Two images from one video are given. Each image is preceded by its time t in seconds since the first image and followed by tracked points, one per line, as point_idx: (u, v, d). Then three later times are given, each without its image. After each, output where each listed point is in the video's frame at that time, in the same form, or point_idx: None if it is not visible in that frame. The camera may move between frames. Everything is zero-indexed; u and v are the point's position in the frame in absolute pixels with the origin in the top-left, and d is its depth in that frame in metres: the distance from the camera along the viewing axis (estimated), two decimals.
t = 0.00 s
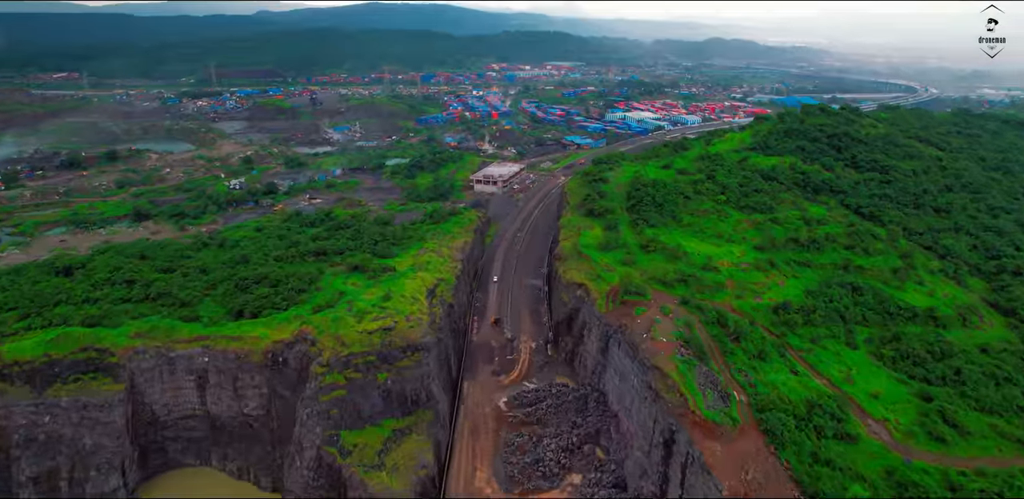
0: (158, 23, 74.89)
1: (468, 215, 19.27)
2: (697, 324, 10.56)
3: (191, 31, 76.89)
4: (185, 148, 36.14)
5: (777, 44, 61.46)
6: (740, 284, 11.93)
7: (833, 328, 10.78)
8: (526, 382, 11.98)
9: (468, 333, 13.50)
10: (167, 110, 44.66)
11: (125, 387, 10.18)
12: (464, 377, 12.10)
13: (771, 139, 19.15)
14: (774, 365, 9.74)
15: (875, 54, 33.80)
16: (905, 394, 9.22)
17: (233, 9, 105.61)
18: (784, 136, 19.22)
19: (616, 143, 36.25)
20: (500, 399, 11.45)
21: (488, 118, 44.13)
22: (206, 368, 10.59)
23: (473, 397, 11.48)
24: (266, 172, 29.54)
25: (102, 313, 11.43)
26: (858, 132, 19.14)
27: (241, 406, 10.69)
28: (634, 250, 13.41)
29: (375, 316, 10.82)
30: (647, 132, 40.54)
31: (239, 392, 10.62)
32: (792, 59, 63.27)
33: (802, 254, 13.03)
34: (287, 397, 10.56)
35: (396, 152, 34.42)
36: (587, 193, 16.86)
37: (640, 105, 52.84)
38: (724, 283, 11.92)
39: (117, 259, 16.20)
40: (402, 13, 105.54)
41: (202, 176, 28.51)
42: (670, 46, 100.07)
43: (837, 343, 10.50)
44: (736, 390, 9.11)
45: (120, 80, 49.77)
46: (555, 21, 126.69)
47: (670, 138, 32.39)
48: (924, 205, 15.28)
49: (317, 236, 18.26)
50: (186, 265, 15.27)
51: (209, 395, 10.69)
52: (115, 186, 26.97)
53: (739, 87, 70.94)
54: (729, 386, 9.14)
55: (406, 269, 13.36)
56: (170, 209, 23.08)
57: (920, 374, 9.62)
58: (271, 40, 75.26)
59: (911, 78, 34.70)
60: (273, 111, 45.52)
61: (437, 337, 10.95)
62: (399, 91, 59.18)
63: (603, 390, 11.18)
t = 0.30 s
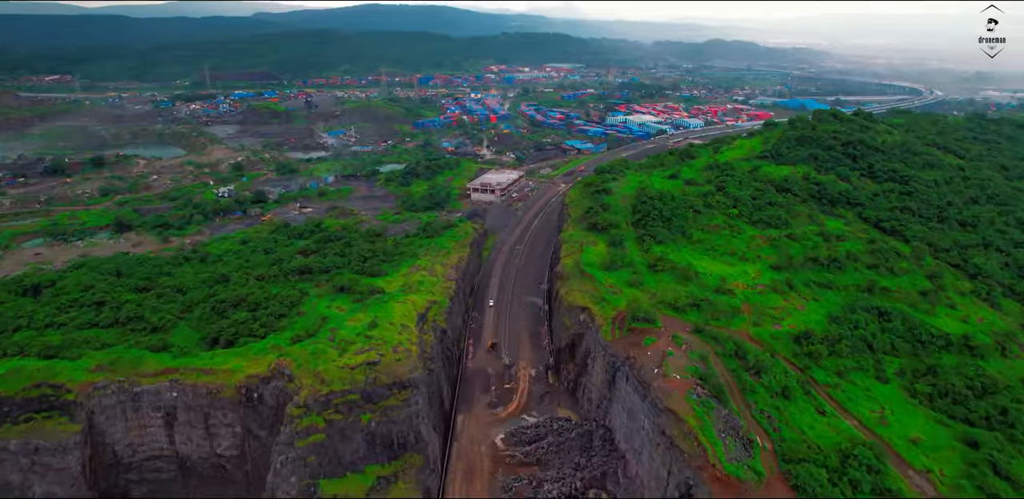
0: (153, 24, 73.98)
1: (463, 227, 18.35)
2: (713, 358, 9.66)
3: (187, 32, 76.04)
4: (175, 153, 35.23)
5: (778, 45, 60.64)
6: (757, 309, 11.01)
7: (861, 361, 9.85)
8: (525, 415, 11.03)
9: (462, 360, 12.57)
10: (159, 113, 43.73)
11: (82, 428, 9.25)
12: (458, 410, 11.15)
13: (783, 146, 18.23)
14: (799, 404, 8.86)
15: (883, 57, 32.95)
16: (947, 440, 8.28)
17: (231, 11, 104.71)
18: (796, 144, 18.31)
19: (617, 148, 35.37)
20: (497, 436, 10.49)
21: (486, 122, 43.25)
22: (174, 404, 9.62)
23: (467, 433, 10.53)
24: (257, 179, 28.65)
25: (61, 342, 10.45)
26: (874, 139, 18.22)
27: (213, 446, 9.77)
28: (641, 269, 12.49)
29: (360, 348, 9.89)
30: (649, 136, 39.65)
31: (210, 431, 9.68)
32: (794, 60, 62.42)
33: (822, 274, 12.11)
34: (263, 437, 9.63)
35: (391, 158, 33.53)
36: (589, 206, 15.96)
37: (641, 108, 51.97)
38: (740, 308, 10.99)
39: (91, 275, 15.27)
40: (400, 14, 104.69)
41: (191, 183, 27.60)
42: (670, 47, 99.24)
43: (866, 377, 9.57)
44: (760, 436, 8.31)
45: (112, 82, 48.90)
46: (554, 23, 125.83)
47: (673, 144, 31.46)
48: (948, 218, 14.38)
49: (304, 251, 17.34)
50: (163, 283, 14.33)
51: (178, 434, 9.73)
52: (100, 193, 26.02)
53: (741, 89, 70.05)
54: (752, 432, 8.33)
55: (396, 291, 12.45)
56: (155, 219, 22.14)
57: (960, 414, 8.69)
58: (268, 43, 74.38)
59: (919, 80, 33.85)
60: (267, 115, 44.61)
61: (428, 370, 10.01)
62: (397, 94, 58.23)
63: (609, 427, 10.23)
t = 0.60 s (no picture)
0: (146, 24, 72.88)
1: (458, 239, 17.40)
2: (731, 397, 8.74)
3: (181, 33, 74.95)
4: (163, 159, 34.21)
5: (779, 45, 59.80)
6: (776, 338, 10.09)
7: (895, 398, 8.91)
8: (524, 454, 10.08)
9: (455, 391, 11.63)
10: (149, 117, 42.71)
11: (26, 480, 8.40)
12: (450, 449, 10.21)
13: (794, 154, 17.32)
14: (828, 451, 7.97)
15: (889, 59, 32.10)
16: (997, 497, 7.38)
17: (226, 12, 103.62)
18: (808, 151, 17.40)
19: (617, 153, 34.46)
20: (493, 478, 9.52)
21: (482, 125, 42.33)
22: (134, 449, 8.65)
23: (460, 476, 9.57)
24: (245, 187, 27.70)
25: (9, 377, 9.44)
26: (890, 146, 17.30)
27: (176, 493, 8.81)
28: (648, 291, 11.57)
29: (340, 386, 8.96)
30: (649, 140, 38.76)
31: (174, 478, 8.73)
32: (795, 62, 61.57)
33: (844, 297, 11.19)
34: (231, 487, 8.63)
35: (385, 164, 32.57)
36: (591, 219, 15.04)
37: (640, 111, 51.07)
38: (758, 336, 10.07)
39: (58, 294, 14.25)
40: (397, 15, 103.78)
41: (176, 191, 26.60)
42: (668, 49, 98.46)
43: (900, 417, 8.64)
44: (788, 491, 7.48)
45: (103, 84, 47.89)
46: (552, 23, 124.81)
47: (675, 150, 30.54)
48: (975, 233, 13.51)
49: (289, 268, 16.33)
50: (134, 303, 13.33)
51: (138, 482, 8.79)
52: (81, 202, 25.00)
53: (741, 90, 69.26)
54: (780, 488, 7.50)
55: (383, 316, 11.52)
56: (136, 229, 21.16)
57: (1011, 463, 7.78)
58: (262, 44, 73.37)
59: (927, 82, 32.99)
60: (258, 118, 43.60)
61: (415, 410, 9.08)
62: (392, 96, 57.25)
63: (616, 470, 9.26)
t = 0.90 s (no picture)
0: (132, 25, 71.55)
1: (448, 253, 16.43)
2: (750, 444, 7.90)
3: (168, 33, 73.67)
4: (145, 165, 33.09)
5: (774, 46, 58.99)
6: (796, 371, 9.18)
7: (932, 442, 8.00)
8: None
9: (444, 426, 10.68)
10: (132, 121, 41.52)
11: None
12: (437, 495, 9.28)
13: (802, 161, 16.43)
14: None
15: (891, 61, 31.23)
16: None
17: (215, 13, 102.23)
18: (817, 159, 16.50)
19: (613, 157, 33.57)
20: None
21: (474, 129, 41.37)
22: None
23: None
24: (228, 195, 26.65)
25: None
26: (903, 153, 16.41)
27: None
28: (654, 315, 10.66)
29: (314, 436, 8.12)
30: (645, 144, 37.82)
31: None
32: (791, 62, 60.86)
33: (866, 323, 10.30)
34: None
35: (374, 170, 31.57)
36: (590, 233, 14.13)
37: (636, 113, 50.23)
38: (776, 369, 9.17)
39: (16, 317, 13.21)
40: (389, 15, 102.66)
41: (155, 200, 25.52)
42: (663, 49, 97.68)
43: (939, 464, 7.72)
44: None
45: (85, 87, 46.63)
46: (546, 24, 123.81)
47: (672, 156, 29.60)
48: (1000, 248, 12.61)
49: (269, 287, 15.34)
50: (96, 328, 12.30)
51: None
52: (54, 211, 23.87)
53: (736, 91, 68.50)
54: None
55: (364, 346, 10.58)
56: (109, 240, 20.08)
57: None
58: (251, 46, 72.19)
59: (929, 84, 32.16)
60: (245, 122, 42.47)
61: (396, 458, 8.15)
62: (383, 99, 56.14)
63: None
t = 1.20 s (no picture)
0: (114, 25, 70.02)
1: (435, 269, 15.45)
2: None
3: (151, 34, 72.18)
4: (121, 172, 31.87)
5: (766, 47, 58.32)
6: (818, 410, 8.27)
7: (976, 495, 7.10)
8: None
9: (428, 469, 9.71)
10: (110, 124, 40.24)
11: None
12: None
13: (808, 169, 15.59)
14: None
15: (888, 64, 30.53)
16: None
17: (201, 13, 100.67)
18: (824, 166, 15.65)
19: (606, 161, 32.69)
20: None
21: (464, 132, 40.38)
22: None
23: None
24: (206, 203, 25.52)
25: None
26: (914, 160, 15.58)
27: None
28: (658, 345, 9.76)
29: None
30: (639, 147, 36.94)
31: None
32: (783, 62, 60.27)
33: (890, 351, 9.42)
34: None
35: (360, 176, 30.52)
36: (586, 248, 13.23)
37: (628, 114, 49.42)
38: (797, 409, 8.26)
39: None
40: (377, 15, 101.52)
41: (129, 209, 24.35)
42: (653, 49, 97.06)
43: None
44: None
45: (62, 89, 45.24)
46: (536, 24, 122.93)
47: (668, 160, 28.73)
48: None
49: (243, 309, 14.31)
50: (48, 358, 11.24)
51: None
52: (20, 222, 22.65)
53: (728, 92, 67.89)
54: None
55: (340, 382, 9.60)
56: (75, 254, 18.94)
57: None
58: (236, 47, 70.85)
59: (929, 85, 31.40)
60: (227, 125, 41.24)
61: None
62: (370, 101, 54.99)
63: None
